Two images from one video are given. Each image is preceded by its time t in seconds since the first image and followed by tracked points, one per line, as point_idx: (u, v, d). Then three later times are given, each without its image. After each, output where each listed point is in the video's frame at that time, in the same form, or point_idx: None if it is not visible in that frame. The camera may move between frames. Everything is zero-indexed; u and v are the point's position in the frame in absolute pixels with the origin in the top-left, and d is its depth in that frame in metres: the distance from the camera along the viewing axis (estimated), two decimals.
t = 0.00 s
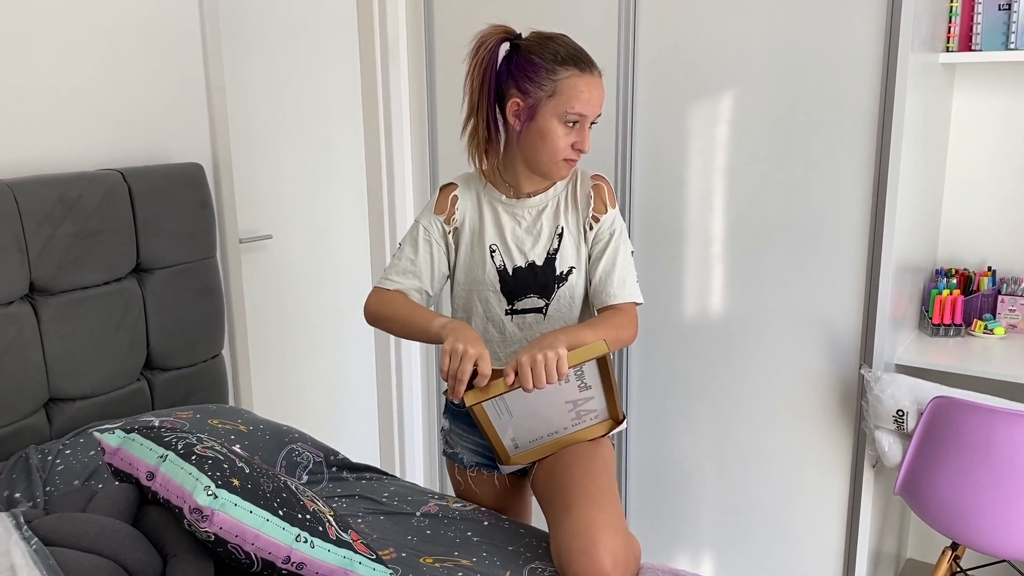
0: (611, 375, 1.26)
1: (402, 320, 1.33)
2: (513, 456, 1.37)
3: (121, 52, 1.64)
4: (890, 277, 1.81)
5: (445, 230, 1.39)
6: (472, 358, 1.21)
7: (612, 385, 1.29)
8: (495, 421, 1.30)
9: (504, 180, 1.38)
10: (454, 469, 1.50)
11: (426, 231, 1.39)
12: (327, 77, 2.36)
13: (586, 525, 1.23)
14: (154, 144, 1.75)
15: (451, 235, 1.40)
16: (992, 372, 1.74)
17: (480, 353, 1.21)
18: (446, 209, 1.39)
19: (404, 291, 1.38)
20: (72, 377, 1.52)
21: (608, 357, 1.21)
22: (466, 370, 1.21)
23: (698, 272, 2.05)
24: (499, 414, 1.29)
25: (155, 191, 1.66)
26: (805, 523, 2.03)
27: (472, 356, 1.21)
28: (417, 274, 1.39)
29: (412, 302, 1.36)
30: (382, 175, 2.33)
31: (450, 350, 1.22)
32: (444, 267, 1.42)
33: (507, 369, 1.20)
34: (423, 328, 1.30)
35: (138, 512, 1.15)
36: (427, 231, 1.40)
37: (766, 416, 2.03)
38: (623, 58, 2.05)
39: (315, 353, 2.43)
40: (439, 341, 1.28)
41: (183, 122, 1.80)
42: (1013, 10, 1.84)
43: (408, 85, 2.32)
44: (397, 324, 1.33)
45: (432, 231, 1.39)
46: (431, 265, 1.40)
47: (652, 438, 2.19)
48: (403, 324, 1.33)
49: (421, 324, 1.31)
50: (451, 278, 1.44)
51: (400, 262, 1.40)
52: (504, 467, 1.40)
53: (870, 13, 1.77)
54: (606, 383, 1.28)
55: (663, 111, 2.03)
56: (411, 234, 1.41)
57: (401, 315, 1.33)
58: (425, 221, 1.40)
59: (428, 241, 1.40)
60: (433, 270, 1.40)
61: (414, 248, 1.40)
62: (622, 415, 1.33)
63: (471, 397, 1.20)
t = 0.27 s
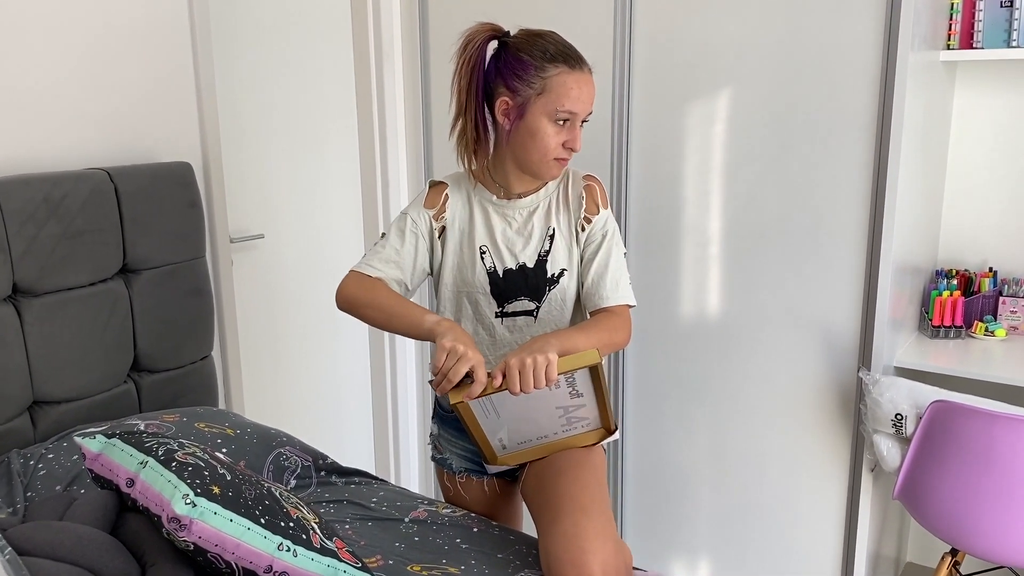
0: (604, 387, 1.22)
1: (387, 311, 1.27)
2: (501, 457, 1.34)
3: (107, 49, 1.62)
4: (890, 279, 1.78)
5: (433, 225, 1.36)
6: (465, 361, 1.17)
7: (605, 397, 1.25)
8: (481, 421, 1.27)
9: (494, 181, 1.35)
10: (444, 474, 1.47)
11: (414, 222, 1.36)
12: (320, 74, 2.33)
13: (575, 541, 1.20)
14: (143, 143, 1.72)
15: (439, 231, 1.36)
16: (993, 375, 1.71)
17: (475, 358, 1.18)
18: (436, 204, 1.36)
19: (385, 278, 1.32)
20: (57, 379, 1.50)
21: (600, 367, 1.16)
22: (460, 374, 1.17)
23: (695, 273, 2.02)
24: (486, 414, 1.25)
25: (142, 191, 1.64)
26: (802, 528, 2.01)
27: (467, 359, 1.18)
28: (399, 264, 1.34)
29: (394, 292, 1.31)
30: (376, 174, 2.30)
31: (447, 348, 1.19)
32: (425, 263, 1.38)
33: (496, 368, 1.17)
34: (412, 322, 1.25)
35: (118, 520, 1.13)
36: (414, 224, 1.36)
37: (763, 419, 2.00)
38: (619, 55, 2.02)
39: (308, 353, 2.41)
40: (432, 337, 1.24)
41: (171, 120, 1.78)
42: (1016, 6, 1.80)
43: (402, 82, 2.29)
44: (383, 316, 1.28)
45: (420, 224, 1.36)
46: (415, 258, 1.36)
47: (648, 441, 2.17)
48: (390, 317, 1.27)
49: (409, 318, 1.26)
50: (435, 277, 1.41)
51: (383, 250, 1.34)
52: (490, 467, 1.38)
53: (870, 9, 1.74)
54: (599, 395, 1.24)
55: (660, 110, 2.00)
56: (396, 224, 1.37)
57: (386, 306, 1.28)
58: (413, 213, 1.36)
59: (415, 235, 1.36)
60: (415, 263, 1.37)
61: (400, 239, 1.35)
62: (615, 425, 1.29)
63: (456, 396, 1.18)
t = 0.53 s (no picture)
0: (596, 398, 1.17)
1: (372, 298, 1.24)
2: (490, 455, 1.33)
3: (91, 44, 1.60)
4: (892, 279, 1.75)
5: (421, 220, 1.33)
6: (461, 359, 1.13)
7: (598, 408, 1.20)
8: (469, 420, 1.24)
9: (485, 178, 1.33)
10: (434, 479, 1.44)
11: (402, 213, 1.33)
12: (314, 71, 2.31)
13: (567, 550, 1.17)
14: (129, 140, 1.70)
15: (428, 226, 1.33)
16: (997, 378, 1.67)
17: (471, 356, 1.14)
18: (427, 198, 1.33)
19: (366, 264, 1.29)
20: (42, 381, 1.47)
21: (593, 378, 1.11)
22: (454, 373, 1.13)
23: (694, 272, 1.99)
24: (474, 413, 1.23)
25: (129, 188, 1.61)
26: (802, 532, 1.98)
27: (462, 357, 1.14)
28: (383, 253, 1.31)
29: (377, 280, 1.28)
30: (371, 171, 2.27)
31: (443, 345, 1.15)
32: (410, 257, 1.35)
33: (484, 371, 1.12)
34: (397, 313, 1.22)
35: (97, 526, 1.10)
36: (403, 216, 1.33)
37: (762, 421, 1.97)
38: (616, 51, 1.98)
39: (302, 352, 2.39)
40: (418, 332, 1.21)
41: (158, 117, 1.75)
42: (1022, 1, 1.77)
43: (397, 78, 2.26)
44: (367, 305, 1.24)
45: (408, 216, 1.33)
46: (400, 249, 1.33)
47: (646, 443, 2.14)
48: (375, 307, 1.24)
49: (395, 309, 1.22)
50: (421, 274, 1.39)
51: (368, 237, 1.31)
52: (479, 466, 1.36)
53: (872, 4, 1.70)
54: (592, 403, 1.18)
55: (658, 106, 1.97)
56: (385, 213, 1.34)
57: (371, 295, 1.24)
58: (402, 204, 1.33)
59: (403, 227, 1.32)
60: (400, 256, 1.33)
61: (387, 228, 1.32)
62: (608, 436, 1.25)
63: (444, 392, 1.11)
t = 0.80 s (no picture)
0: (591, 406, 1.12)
1: (362, 292, 1.21)
2: (486, 454, 1.30)
3: (84, 37, 1.58)
4: (898, 277, 1.72)
5: (416, 215, 1.31)
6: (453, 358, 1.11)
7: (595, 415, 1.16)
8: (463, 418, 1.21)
9: (483, 175, 1.31)
10: (431, 481, 1.42)
11: (396, 208, 1.30)
12: (314, 65, 2.29)
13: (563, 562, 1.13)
14: (124, 134, 1.68)
15: (422, 222, 1.31)
16: (1006, 378, 1.64)
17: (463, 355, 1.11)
18: (422, 193, 1.31)
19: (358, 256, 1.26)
20: (34, 378, 1.45)
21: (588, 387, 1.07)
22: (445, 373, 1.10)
23: (697, 269, 1.96)
24: (466, 411, 1.19)
25: (123, 184, 1.59)
26: (806, 533, 1.95)
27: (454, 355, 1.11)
28: (374, 246, 1.28)
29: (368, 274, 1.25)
30: (371, 166, 2.25)
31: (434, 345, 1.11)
32: (403, 253, 1.32)
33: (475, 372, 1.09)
34: (390, 310, 1.20)
35: (85, 528, 1.08)
36: (397, 211, 1.30)
37: (766, 420, 1.95)
38: (618, 45, 1.96)
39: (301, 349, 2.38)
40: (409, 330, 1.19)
41: (153, 111, 1.74)
42: None
43: (398, 72, 2.24)
44: (358, 298, 1.22)
45: (402, 211, 1.30)
46: (393, 244, 1.30)
47: (649, 442, 2.12)
48: (366, 301, 1.21)
49: (388, 306, 1.20)
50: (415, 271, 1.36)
51: (360, 230, 1.29)
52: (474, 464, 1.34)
53: None
54: (589, 410, 1.14)
55: (661, 101, 1.94)
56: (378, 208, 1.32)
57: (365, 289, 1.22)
58: (396, 198, 1.31)
59: (397, 221, 1.30)
60: (393, 251, 1.30)
61: (380, 222, 1.30)
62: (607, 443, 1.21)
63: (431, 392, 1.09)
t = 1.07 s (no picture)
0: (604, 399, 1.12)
1: (346, 252, 1.15)
2: (489, 474, 1.24)
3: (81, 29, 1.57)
4: (903, 274, 1.69)
5: (409, 203, 1.30)
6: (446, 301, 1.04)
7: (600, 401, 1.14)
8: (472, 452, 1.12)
9: (476, 167, 1.30)
10: (428, 478, 1.41)
11: (389, 195, 1.29)
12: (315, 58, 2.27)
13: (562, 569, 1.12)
14: (121, 128, 1.67)
15: (415, 211, 1.30)
16: (1012, 376, 1.61)
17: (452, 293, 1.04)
18: (416, 182, 1.30)
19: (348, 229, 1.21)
20: (30, 373, 1.45)
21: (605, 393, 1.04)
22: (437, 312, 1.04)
23: (700, 265, 1.94)
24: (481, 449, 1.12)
25: (121, 177, 1.58)
26: (809, 532, 1.93)
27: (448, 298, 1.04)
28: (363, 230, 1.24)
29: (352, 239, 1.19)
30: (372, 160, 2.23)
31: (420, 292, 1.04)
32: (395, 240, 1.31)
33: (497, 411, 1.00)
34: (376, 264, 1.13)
35: (76, 525, 1.07)
36: (390, 199, 1.29)
37: (768, 418, 1.93)
38: (621, 37, 1.93)
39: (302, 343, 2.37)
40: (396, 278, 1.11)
41: (151, 105, 1.73)
42: None
43: (400, 65, 2.22)
44: (343, 260, 1.15)
45: (394, 199, 1.29)
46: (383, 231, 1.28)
47: (651, 439, 2.10)
48: (351, 261, 1.15)
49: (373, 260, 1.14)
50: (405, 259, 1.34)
51: (348, 211, 1.25)
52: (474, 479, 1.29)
53: None
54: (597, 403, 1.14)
55: (664, 94, 1.92)
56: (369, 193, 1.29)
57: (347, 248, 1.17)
58: (390, 185, 1.30)
59: (389, 207, 1.28)
60: (383, 236, 1.27)
61: (370, 206, 1.27)
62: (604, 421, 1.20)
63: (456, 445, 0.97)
